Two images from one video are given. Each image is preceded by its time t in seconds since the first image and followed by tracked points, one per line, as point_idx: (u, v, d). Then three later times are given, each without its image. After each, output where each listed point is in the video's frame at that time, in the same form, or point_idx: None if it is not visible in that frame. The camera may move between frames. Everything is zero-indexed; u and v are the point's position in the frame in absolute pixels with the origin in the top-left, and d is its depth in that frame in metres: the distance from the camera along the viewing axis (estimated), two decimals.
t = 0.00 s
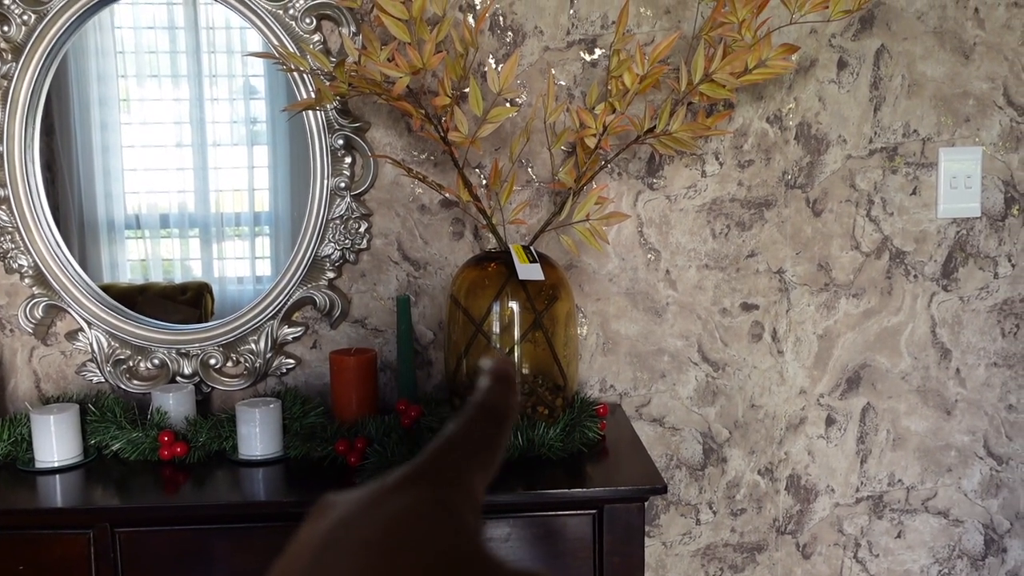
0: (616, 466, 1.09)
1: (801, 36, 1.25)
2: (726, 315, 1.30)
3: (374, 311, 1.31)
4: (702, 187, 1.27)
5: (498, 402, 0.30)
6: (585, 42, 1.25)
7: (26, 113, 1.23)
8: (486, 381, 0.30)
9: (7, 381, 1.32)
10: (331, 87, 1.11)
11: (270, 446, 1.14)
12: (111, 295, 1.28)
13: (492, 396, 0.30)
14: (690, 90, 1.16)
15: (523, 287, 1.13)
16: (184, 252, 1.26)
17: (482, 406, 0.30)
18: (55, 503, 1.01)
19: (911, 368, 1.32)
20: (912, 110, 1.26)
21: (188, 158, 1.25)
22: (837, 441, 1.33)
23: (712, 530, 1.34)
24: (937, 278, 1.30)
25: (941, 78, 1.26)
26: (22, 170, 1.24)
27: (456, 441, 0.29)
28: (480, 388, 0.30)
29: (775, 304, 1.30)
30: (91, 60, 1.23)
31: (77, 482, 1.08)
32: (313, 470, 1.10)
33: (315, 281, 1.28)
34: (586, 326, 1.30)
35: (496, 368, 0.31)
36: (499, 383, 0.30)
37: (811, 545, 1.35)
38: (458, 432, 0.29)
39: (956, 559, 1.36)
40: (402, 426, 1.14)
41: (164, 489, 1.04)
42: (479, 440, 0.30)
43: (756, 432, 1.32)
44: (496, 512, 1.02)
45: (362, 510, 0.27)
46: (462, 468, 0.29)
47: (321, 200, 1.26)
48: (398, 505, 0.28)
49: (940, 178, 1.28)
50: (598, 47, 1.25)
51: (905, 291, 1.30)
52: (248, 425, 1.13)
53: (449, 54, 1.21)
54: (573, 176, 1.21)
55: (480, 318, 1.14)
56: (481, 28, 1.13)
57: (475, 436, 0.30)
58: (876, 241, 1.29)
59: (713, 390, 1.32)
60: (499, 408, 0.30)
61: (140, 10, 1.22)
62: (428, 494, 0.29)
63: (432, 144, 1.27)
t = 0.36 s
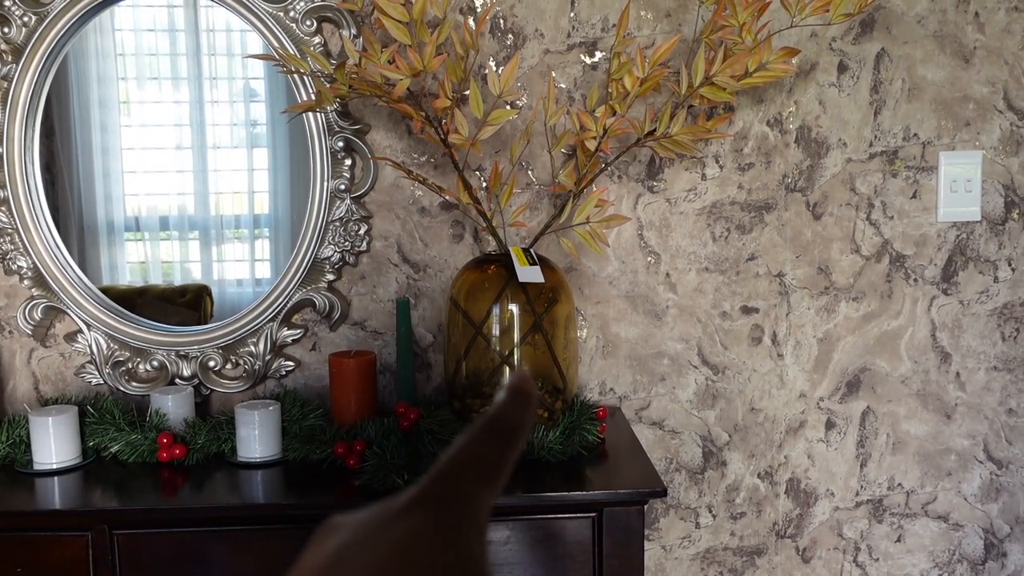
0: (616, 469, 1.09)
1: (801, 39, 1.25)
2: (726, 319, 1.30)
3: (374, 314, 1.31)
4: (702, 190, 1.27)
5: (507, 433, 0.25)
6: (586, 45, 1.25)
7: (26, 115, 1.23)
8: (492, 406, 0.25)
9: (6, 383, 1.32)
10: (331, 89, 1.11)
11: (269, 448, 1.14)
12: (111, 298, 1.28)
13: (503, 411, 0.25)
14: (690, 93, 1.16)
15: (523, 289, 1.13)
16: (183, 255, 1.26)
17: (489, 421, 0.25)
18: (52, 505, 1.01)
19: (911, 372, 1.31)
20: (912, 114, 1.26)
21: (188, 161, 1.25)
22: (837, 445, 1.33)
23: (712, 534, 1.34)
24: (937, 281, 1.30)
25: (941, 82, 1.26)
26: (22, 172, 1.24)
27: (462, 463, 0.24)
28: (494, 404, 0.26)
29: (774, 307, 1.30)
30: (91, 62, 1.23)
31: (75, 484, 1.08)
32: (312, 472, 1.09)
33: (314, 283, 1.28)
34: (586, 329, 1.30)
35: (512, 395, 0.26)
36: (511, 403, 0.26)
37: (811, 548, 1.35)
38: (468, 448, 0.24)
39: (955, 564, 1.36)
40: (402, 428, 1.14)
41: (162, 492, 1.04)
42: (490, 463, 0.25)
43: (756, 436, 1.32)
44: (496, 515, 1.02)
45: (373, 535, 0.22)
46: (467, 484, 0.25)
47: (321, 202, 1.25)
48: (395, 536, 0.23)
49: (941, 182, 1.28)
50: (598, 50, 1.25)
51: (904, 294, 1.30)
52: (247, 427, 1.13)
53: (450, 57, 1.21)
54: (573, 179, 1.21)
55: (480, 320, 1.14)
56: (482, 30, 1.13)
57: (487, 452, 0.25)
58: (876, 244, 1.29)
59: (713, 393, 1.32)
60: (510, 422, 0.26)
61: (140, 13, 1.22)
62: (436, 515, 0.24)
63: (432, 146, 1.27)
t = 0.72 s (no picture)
0: (616, 470, 1.09)
1: (801, 42, 1.25)
2: (726, 320, 1.30)
3: (375, 315, 1.31)
4: (703, 192, 1.28)
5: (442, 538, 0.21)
6: (586, 47, 1.26)
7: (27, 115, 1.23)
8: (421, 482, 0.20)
9: (7, 383, 1.32)
10: (332, 90, 1.12)
11: (271, 449, 1.14)
12: (112, 298, 1.28)
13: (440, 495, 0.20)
14: (691, 94, 1.17)
15: (524, 290, 1.14)
16: (184, 256, 1.26)
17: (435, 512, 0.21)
18: (54, 506, 1.01)
19: (911, 374, 1.32)
20: (912, 116, 1.27)
21: (189, 162, 1.25)
22: (837, 446, 1.33)
23: (712, 535, 1.34)
24: (938, 284, 1.30)
25: (942, 85, 1.26)
26: (23, 172, 1.24)
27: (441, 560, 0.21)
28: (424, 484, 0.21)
29: (775, 309, 1.30)
30: (93, 63, 1.23)
31: (76, 485, 1.08)
32: (313, 473, 1.10)
33: (315, 284, 1.28)
34: (586, 330, 1.30)
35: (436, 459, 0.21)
36: (440, 480, 0.20)
37: (811, 550, 1.35)
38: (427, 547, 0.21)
39: (956, 566, 1.36)
40: (403, 429, 1.14)
41: (163, 492, 1.04)
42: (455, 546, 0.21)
43: (756, 437, 1.32)
44: (497, 515, 1.02)
45: None
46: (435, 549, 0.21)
47: (322, 203, 1.26)
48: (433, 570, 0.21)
49: (941, 185, 1.28)
50: (599, 51, 1.26)
51: (905, 296, 1.30)
52: (249, 428, 1.13)
53: (451, 58, 1.21)
54: (574, 180, 1.21)
55: (480, 321, 1.14)
56: (483, 32, 1.13)
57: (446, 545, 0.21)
58: (877, 246, 1.29)
59: (713, 395, 1.32)
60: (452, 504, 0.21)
61: (142, 14, 1.22)
62: None
63: (433, 148, 1.27)
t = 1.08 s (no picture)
0: (612, 470, 1.09)
1: (798, 41, 1.25)
2: (723, 320, 1.30)
3: (371, 314, 1.31)
4: (699, 192, 1.27)
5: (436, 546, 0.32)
6: (583, 46, 1.25)
7: (24, 114, 1.23)
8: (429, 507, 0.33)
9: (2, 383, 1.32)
10: (329, 89, 1.11)
11: (266, 449, 1.14)
12: (108, 298, 1.28)
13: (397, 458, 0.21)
14: (687, 94, 1.16)
15: (520, 290, 1.13)
16: (182, 255, 1.26)
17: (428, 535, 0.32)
18: (48, 505, 1.00)
19: (908, 374, 1.31)
20: (909, 116, 1.27)
21: (187, 161, 1.25)
22: (834, 447, 1.33)
23: (708, 535, 1.34)
24: (934, 284, 1.30)
25: (939, 84, 1.26)
26: (20, 171, 1.24)
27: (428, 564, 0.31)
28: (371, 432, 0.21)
29: (772, 309, 1.30)
30: (90, 63, 1.23)
31: (71, 484, 1.07)
32: (308, 473, 1.09)
33: (311, 284, 1.28)
34: (583, 330, 1.30)
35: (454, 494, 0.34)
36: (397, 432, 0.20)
37: (808, 550, 1.35)
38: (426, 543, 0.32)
39: (953, 566, 1.35)
40: (398, 429, 1.12)
41: (158, 492, 1.04)
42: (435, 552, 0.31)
43: (753, 437, 1.32)
44: (492, 515, 1.02)
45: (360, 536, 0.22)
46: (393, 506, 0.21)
47: (319, 202, 1.25)
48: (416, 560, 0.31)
49: (938, 184, 1.28)
50: (596, 51, 1.25)
51: (902, 296, 1.30)
52: (244, 428, 1.13)
53: (448, 58, 1.21)
54: (570, 180, 1.21)
55: (476, 321, 1.14)
56: (479, 31, 1.13)
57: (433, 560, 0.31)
58: (874, 246, 1.29)
59: (710, 395, 1.32)
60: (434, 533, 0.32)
61: (139, 14, 1.22)
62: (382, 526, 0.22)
63: (430, 147, 1.27)
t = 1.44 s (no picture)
0: (613, 469, 1.08)
1: (800, 40, 1.25)
2: (724, 319, 1.30)
3: (371, 312, 1.30)
4: (701, 191, 1.27)
5: None
6: (585, 44, 1.25)
7: (23, 110, 1.23)
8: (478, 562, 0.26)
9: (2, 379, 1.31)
10: (329, 86, 1.11)
11: (266, 446, 1.14)
12: (108, 295, 1.27)
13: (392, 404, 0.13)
14: (689, 92, 1.16)
15: (521, 288, 1.13)
16: (181, 253, 1.26)
17: None
18: (47, 502, 1.00)
19: (908, 373, 1.31)
20: (911, 115, 1.26)
21: (187, 159, 1.25)
22: (834, 446, 1.32)
23: (709, 534, 1.34)
24: (935, 283, 1.30)
25: (941, 84, 1.26)
26: (19, 168, 1.24)
27: None
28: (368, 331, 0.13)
29: (772, 308, 1.30)
30: (89, 60, 1.23)
31: (70, 481, 1.07)
32: (308, 470, 1.09)
33: (311, 281, 1.27)
34: (583, 328, 1.30)
35: None
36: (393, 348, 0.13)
37: (808, 550, 1.35)
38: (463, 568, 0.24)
39: (953, 566, 1.35)
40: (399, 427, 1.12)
41: (158, 489, 1.03)
42: None
43: (753, 437, 1.32)
44: (493, 513, 1.01)
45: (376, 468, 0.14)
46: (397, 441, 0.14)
47: (319, 199, 1.25)
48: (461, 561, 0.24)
49: (939, 184, 1.28)
50: (598, 49, 1.25)
51: (903, 296, 1.30)
52: (244, 425, 1.13)
53: (449, 56, 1.21)
54: (572, 177, 1.20)
55: (477, 319, 1.14)
56: (481, 29, 1.13)
57: None
58: (875, 245, 1.29)
59: (711, 394, 1.31)
60: None
61: (139, 11, 1.22)
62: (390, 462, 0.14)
63: (431, 145, 1.27)
